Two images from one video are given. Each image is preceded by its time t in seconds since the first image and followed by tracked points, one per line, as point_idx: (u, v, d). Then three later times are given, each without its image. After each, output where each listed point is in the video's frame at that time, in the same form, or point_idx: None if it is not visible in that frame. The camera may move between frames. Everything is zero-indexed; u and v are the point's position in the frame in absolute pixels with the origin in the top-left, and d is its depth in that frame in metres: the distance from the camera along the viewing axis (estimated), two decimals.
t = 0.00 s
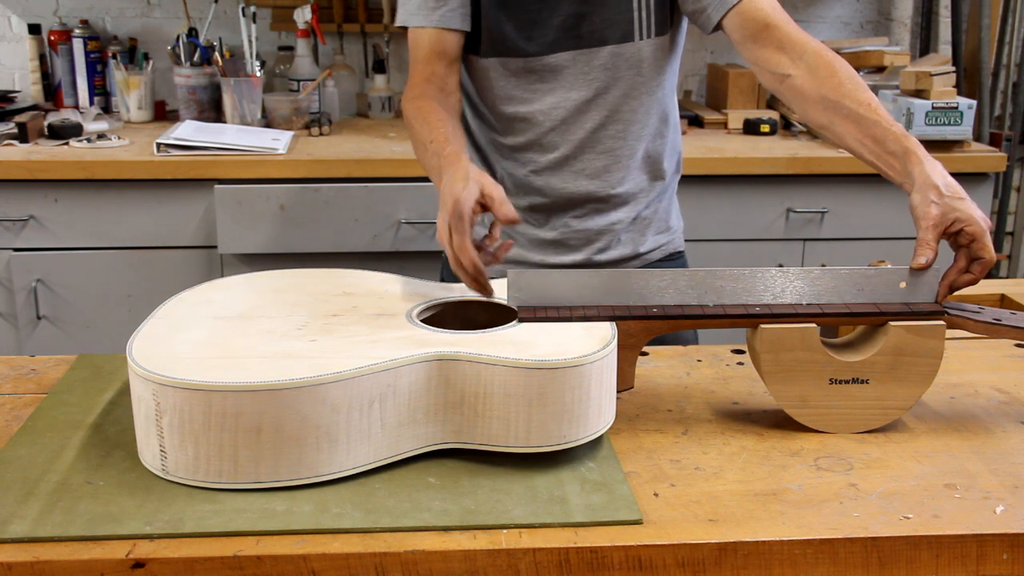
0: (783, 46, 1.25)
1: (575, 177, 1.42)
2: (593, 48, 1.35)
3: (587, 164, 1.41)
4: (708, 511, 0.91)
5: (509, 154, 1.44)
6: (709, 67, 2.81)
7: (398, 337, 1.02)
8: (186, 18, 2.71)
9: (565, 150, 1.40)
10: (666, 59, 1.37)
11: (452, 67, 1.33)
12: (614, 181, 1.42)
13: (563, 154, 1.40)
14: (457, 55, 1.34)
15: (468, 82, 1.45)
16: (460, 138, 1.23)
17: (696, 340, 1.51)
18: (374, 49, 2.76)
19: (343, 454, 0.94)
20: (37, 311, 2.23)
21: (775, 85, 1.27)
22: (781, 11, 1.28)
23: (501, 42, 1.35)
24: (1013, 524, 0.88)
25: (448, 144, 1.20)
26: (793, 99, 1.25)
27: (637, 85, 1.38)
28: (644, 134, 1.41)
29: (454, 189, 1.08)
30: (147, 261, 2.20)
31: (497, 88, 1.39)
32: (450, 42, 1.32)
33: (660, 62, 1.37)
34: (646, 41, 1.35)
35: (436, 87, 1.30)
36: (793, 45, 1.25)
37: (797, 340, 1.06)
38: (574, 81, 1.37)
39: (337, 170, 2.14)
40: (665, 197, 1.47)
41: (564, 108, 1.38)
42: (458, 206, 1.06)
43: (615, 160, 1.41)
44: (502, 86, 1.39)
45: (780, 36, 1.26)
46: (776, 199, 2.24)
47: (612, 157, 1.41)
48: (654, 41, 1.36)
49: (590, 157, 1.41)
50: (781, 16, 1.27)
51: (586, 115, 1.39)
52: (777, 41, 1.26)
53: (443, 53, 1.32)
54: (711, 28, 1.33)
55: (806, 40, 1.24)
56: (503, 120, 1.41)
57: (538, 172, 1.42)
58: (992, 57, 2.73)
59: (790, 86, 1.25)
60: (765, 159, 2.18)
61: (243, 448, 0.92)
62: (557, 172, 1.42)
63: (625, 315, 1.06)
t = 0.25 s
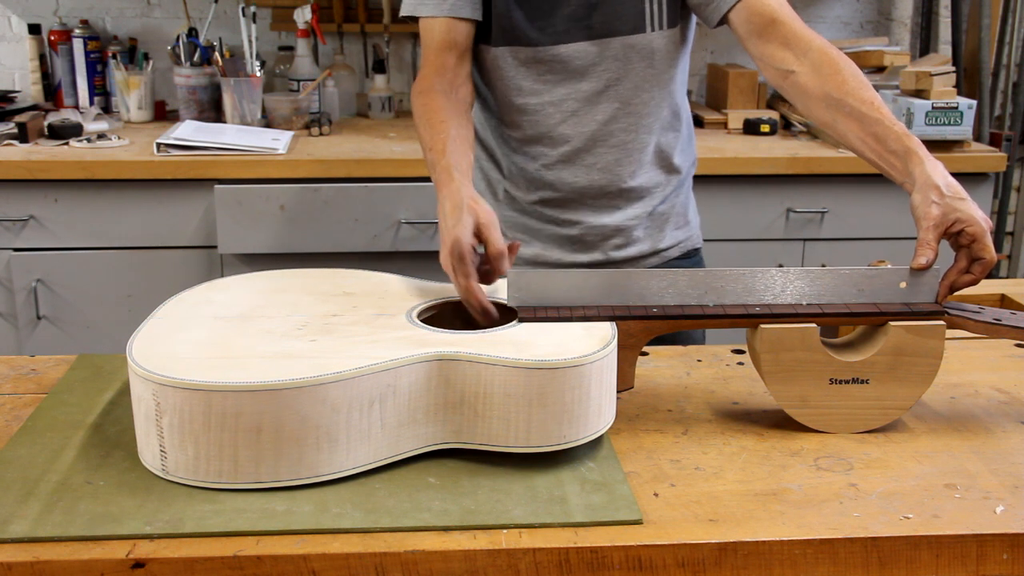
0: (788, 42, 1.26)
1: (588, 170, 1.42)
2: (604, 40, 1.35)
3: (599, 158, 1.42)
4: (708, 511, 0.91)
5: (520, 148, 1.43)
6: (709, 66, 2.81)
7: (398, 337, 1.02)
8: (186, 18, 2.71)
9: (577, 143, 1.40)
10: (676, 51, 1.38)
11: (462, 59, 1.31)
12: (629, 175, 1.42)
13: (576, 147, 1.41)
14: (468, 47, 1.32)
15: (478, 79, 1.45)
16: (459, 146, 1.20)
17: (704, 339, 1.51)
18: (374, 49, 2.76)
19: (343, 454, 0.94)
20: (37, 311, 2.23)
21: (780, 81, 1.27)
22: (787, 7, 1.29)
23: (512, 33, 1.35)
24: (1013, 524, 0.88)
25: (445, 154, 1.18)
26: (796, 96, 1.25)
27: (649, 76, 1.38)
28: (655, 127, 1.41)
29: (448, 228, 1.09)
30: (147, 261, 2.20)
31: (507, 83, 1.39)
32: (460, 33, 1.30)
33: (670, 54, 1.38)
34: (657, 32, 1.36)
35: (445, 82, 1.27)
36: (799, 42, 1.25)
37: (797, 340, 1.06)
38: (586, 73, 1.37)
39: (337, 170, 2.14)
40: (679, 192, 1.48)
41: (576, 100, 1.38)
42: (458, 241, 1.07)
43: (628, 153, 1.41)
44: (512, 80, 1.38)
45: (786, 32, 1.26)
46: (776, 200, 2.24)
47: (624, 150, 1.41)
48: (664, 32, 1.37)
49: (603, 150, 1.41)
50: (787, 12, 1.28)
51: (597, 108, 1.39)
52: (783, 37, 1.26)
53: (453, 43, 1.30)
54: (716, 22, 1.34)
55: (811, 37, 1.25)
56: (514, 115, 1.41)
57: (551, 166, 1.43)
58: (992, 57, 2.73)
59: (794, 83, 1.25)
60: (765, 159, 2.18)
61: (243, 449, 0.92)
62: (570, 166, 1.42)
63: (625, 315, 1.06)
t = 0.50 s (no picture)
0: (794, 39, 1.26)
1: (601, 165, 1.42)
2: (617, 31, 1.36)
3: (612, 152, 1.41)
4: (708, 511, 0.91)
5: (532, 143, 1.43)
6: (709, 66, 2.81)
7: (398, 337, 1.02)
8: (186, 18, 2.71)
9: (590, 136, 1.40)
10: (690, 44, 1.39)
11: (473, 48, 1.27)
12: (642, 171, 1.41)
13: (588, 140, 1.40)
14: (479, 36, 1.28)
15: (490, 75, 1.45)
16: (468, 151, 1.18)
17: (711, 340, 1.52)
18: (374, 49, 2.76)
19: (343, 454, 0.94)
20: (37, 311, 2.23)
21: (784, 79, 1.27)
22: (796, 5, 1.29)
23: (524, 23, 1.35)
24: (1013, 524, 0.88)
25: (454, 160, 1.17)
26: (800, 93, 1.25)
27: (662, 69, 1.38)
28: (669, 123, 1.41)
29: (461, 257, 1.08)
30: (147, 261, 2.20)
31: (520, 76, 1.38)
32: (472, 22, 1.27)
33: (684, 47, 1.39)
34: (671, 24, 1.36)
35: (454, 74, 1.24)
36: (804, 39, 1.25)
37: (797, 340, 1.06)
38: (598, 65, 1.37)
39: (337, 170, 2.14)
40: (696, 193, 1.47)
41: (589, 92, 1.38)
42: (476, 270, 1.05)
43: (641, 148, 1.41)
44: (525, 73, 1.38)
45: (791, 29, 1.26)
46: (776, 200, 2.24)
47: (637, 144, 1.41)
48: (677, 24, 1.37)
49: (615, 144, 1.41)
50: (795, 9, 1.28)
51: (610, 101, 1.39)
52: (789, 34, 1.26)
53: (464, 32, 1.26)
54: (723, 18, 1.35)
55: (818, 34, 1.25)
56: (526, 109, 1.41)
57: (563, 160, 1.42)
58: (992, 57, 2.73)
59: (799, 79, 1.25)
60: (765, 159, 2.18)
61: (243, 449, 0.92)
62: (583, 160, 1.42)
63: (625, 315, 1.06)
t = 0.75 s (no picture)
0: (799, 38, 1.26)
1: (613, 160, 1.42)
2: (632, 25, 1.36)
3: (625, 148, 1.41)
4: (708, 511, 0.91)
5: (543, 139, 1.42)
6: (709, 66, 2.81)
7: (398, 337, 1.02)
8: (186, 18, 2.71)
9: (602, 131, 1.40)
10: (702, 40, 1.39)
11: (484, 40, 1.27)
12: (655, 167, 1.41)
13: (601, 135, 1.40)
14: (491, 25, 1.29)
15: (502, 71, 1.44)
16: (470, 147, 1.17)
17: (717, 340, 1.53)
18: (374, 49, 2.76)
19: (343, 454, 0.94)
20: (37, 311, 2.23)
21: (789, 78, 1.28)
22: (801, 5, 1.29)
23: (537, 16, 1.35)
24: (1013, 524, 0.88)
25: (454, 158, 1.16)
26: (805, 93, 1.26)
27: (676, 64, 1.38)
28: (684, 120, 1.41)
29: (461, 260, 1.07)
30: (148, 261, 2.20)
31: (533, 70, 1.38)
32: (483, 12, 1.28)
33: (698, 43, 1.39)
34: (686, 20, 1.36)
35: (464, 63, 1.24)
36: (809, 39, 1.26)
37: (797, 340, 1.06)
38: (612, 59, 1.37)
39: (337, 169, 2.14)
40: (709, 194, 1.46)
41: (602, 87, 1.38)
42: (478, 275, 1.06)
43: (654, 144, 1.41)
44: (538, 67, 1.38)
45: (798, 28, 1.27)
46: (776, 200, 2.24)
47: (650, 140, 1.41)
48: (692, 20, 1.37)
49: (628, 139, 1.41)
50: (802, 9, 1.29)
51: (623, 96, 1.39)
52: (795, 33, 1.27)
53: (475, 23, 1.27)
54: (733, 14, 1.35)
55: (822, 35, 1.25)
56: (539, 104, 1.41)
57: (575, 155, 1.42)
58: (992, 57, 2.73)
59: (803, 79, 1.25)
60: (765, 159, 2.18)
61: (243, 449, 0.92)
62: (595, 155, 1.42)
63: (625, 315, 1.06)
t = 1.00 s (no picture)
0: (804, 38, 1.27)
1: (622, 156, 1.41)
2: (643, 21, 1.36)
3: (634, 144, 1.41)
4: (708, 511, 0.91)
5: (551, 134, 1.41)
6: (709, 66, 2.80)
7: (398, 337, 1.02)
8: (186, 18, 2.71)
9: (613, 127, 1.40)
10: (712, 39, 1.40)
11: (496, 30, 1.27)
12: (665, 165, 1.41)
13: (611, 131, 1.40)
14: (502, 17, 1.27)
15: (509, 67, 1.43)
16: (477, 141, 1.16)
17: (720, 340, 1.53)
18: (373, 49, 2.76)
19: (343, 455, 0.94)
20: (37, 311, 2.23)
21: (793, 77, 1.28)
22: (807, 5, 1.30)
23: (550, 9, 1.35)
24: (1013, 524, 0.88)
25: (461, 152, 1.15)
26: (808, 93, 1.26)
27: (686, 62, 1.39)
28: (694, 118, 1.41)
29: (464, 259, 1.07)
30: (148, 261, 2.20)
31: (543, 64, 1.37)
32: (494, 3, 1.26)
33: (707, 41, 1.40)
34: (697, 17, 1.37)
35: (475, 53, 1.23)
36: (814, 38, 1.26)
37: (797, 340, 1.06)
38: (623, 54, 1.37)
39: (336, 169, 2.14)
40: (717, 193, 1.47)
41: (612, 82, 1.38)
42: (479, 274, 1.05)
43: (663, 141, 1.41)
44: (548, 61, 1.37)
45: (803, 28, 1.27)
46: (776, 199, 2.24)
47: (659, 137, 1.40)
48: (701, 18, 1.38)
49: (637, 136, 1.40)
50: (807, 9, 1.29)
51: (633, 92, 1.39)
52: (800, 33, 1.27)
53: (488, 13, 1.26)
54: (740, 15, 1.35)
55: (827, 35, 1.25)
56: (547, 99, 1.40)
57: (585, 151, 1.41)
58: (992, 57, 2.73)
59: (806, 79, 1.25)
60: (765, 159, 2.18)
61: (243, 449, 0.92)
62: (604, 151, 1.41)
63: (625, 315, 1.05)
